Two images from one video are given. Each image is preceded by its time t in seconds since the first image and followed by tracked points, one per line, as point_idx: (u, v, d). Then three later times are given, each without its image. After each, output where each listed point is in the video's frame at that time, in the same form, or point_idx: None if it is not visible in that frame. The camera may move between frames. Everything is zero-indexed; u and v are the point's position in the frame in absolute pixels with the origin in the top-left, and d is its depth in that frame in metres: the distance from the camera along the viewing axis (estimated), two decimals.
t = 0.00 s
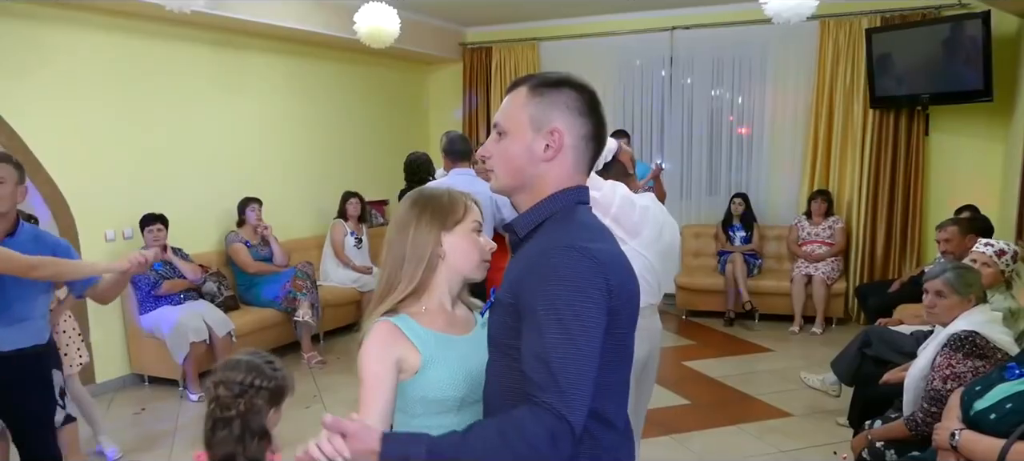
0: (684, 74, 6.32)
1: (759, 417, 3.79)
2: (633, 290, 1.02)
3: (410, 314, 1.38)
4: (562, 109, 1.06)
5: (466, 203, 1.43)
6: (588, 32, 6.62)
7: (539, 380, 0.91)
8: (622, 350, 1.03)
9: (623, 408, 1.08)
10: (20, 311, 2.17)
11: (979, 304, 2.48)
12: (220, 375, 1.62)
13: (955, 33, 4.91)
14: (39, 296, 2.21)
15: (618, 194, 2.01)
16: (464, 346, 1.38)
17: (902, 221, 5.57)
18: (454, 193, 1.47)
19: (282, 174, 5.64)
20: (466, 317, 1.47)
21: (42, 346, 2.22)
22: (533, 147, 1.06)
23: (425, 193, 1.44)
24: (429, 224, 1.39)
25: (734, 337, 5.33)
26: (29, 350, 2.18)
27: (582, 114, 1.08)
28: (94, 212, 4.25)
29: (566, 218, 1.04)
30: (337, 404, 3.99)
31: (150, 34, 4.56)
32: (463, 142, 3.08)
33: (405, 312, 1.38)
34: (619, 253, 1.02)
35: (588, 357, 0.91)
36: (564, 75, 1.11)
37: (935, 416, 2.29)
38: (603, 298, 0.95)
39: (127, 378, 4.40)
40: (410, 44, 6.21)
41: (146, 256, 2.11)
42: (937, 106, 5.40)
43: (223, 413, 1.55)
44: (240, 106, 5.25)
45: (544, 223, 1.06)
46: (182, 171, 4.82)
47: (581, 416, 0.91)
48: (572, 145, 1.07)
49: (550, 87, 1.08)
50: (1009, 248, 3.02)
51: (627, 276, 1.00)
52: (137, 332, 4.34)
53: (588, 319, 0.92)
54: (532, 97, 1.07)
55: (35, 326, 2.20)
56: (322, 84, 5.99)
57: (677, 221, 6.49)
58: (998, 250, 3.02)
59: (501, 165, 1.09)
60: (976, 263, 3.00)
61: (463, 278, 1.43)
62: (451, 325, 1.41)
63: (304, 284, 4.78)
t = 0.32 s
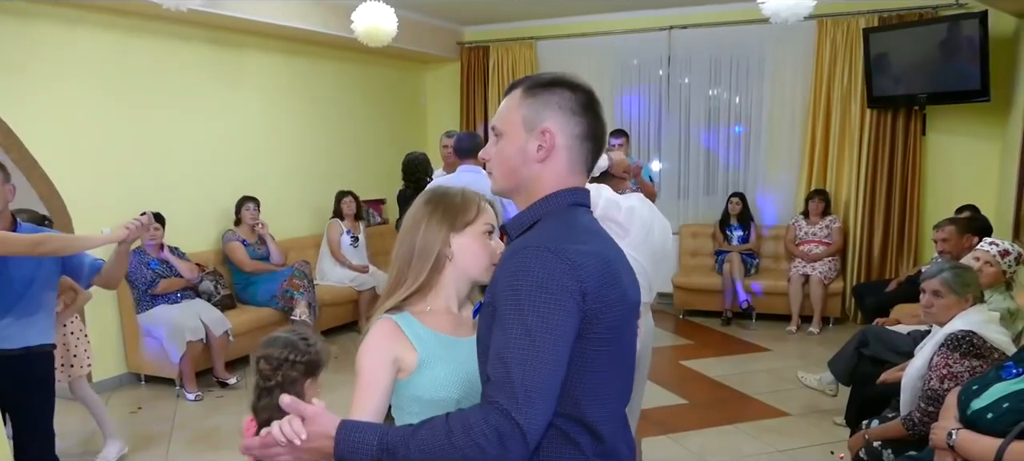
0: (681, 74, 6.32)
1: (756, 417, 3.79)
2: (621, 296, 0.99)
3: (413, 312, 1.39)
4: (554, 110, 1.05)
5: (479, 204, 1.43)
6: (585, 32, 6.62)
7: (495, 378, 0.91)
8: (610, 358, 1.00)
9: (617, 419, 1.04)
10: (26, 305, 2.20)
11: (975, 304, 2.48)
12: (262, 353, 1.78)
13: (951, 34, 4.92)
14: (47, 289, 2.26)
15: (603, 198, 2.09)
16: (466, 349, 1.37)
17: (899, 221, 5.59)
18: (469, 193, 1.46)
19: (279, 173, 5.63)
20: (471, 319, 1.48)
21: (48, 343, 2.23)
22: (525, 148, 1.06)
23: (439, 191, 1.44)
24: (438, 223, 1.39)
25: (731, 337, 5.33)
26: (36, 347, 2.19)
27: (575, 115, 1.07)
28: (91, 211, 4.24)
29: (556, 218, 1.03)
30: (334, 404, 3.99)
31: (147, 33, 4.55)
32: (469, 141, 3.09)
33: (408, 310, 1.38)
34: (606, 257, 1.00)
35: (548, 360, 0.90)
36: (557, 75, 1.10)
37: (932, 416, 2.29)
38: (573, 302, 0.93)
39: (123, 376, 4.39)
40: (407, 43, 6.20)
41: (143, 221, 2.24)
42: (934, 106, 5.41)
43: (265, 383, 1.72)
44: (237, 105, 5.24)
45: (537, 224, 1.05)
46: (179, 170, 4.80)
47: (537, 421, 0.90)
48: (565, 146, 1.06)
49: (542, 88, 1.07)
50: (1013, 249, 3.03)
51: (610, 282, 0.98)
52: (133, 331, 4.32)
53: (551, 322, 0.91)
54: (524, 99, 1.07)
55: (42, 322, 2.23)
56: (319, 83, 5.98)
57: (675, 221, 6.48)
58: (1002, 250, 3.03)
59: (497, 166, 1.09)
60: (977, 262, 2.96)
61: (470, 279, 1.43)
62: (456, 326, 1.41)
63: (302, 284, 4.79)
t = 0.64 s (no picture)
0: (680, 72, 6.32)
1: (754, 414, 3.80)
2: (618, 293, 0.98)
3: (431, 305, 1.51)
4: (549, 106, 1.05)
5: (494, 200, 1.56)
6: (584, 30, 6.60)
7: (498, 390, 0.93)
8: (609, 354, 0.99)
9: (622, 408, 1.04)
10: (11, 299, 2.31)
11: (974, 303, 2.47)
12: (309, 323, 2.15)
13: (949, 32, 4.91)
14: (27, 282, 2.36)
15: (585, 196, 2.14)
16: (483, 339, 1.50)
17: (897, 221, 5.59)
18: (487, 189, 1.59)
19: (278, 170, 5.63)
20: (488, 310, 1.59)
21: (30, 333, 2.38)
22: (519, 143, 1.06)
23: (458, 186, 1.57)
24: (455, 217, 1.51)
25: (729, 335, 5.34)
26: (21, 336, 2.34)
27: (570, 112, 1.05)
28: (89, 207, 4.24)
29: (550, 218, 1.02)
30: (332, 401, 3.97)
31: (145, 29, 4.54)
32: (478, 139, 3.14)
33: (428, 304, 1.51)
34: (600, 254, 0.98)
35: (545, 369, 0.91)
36: (554, 70, 1.08)
37: (930, 414, 2.29)
38: (565, 308, 0.93)
39: (122, 373, 4.39)
40: (406, 40, 6.20)
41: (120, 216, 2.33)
42: (932, 104, 5.41)
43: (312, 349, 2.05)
44: (235, 102, 5.23)
45: (533, 221, 1.05)
46: (177, 167, 4.80)
47: (540, 430, 0.91)
48: (558, 143, 1.05)
49: (538, 84, 1.06)
50: (1008, 247, 2.99)
51: (604, 281, 0.96)
52: (132, 328, 4.32)
53: (546, 332, 0.91)
54: (521, 94, 1.06)
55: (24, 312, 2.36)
56: (318, 80, 5.97)
57: (673, 219, 6.48)
58: (996, 249, 3.00)
59: (494, 159, 1.10)
60: (972, 260, 2.96)
61: (485, 272, 1.53)
62: (473, 318, 1.53)
63: (300, 281, 4.78)
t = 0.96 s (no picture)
0: (680, 69, 6.31)
1: (753, 413, 3.80)
2: (618, 295, 0.98)
3: (449, 297, 1.58)
4: (535, 114, 1.04)
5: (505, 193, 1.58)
6: (584, 27, 6.59)
7: (513, 405, 0.95)
8: (614, 352, 1.00)
9: (631, 396, 1.06)
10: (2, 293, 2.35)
11: (974, 302, 2.47)
12: (354, 302, 2.15)
13: (950, 30, 4.91)
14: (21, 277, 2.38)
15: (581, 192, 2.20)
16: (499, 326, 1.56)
17: (897, 220, 5.59)
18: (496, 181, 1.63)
19: (277, 167, 5.62)
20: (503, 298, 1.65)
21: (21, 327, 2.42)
22: (510, 150, 1.06)
23: (470, 180, 1.61)
24: (467, 211, 1.57)
25: (728, 333, 5.34)
26: (16, 326, 2.40)
27: (558, 117, 1.04)
28: (88, 203, 4.23)
29: (549, 225, 1.01)
30: (330, 399, 3.97)
31: (145, 25, 4.53)
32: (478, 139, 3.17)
33: (445, 296, 1.57)
34: (599, 258, 0.98)
35: (555, 382, 0.92)
36: (542, 77, 1.07)
37: (930, 413, 2.29)
38: (567, 318, 0.93)
39: (121, 369, 4.39)
40: (405, 37, 6.18)
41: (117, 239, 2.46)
42: (932, 103, 5.41)
43: (362, 329, 2.13)
44: (235, 98, 5.22)
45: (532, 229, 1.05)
46: (176, 163, 4.79)
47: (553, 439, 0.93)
48: (548, 149, 1.05)
49: (526, 92, 1.05)
50: (1006, 246, 3.00)
51: (603, 285, 0.96)
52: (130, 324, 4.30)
53: (550, 345, 0.92)
54: (511, 101, 1.06)
55: (16, 308, 2.39)
56: (318, 76, 5.96)
57: (672, 217, 6.47)
58: (993, 248, 3.00)
59: (490, 165, 1.10)
60: (969, 260, 2.97)
61: (500, 263, 1.59)
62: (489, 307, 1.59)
63: (300, 278, 4.77)
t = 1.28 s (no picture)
0: (681, 65, 6.30)
1: (753, 410, 3.79)
2: (606, 291, 0.98)
3: (448, 289, 1.58)
4: (529, 109, 1.03)
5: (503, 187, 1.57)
6: (586, 23, 6.58)
7: (498, 397, 0.95)
8: (602, 348, 1.00)
9: (621, 393, 1.05)
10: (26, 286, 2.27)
11: (975, 299, 2.46)
12: (373, 287, 2.13)
13: (951, 27, 4.90)
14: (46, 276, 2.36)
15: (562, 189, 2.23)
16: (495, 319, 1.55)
17: (897, 218, 5.60)
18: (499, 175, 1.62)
19: (278, 162, 5.61)
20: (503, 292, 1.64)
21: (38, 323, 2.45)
22: (505, 145, 1.05)
23: (472, 174, 1.61)
24: (465, 205, 1.57)
25: (728, 330, 5.34)
26: (40, 320, 2.31)
27: (553, 113, 1.03)
28: (88, 197, 4.22)
29: (541, 220, 1.01)
30: (330, 394, 3.96)
31: (144, 19, 4.51)
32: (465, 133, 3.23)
33: (443, 288, 1.59)
34: (588, 254, 0.98)
35: (539, 375, 0.92)
36: (539, 71, 1.05)
37: (931, 410, 2.29)
38: (552, 313, 0.94)
39: (121, 365, 4.38)
40: (406, 32, 6.17)
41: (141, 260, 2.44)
42: (932, 100, 5.40)
43: (390, 310, 2.12)
44: (235, 94, 5.21)
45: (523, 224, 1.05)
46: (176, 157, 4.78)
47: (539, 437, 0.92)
48: (542, 145, 1.04)
49: (521, 88, 1.04)
50: (1004, 244, 2.95)
51: (590, 280, 0.96)
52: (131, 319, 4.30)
53: (536, 341, 0.93)
54: (506, 96, 1.05)
55: (40, 301, 2.32)
56: (319, 71, 5.94)
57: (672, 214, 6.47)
58: (990, 246, 2.96)
59: (487, 161, 1.10)
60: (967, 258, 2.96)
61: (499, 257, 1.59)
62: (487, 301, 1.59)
63: (301, 281, 4.72)
